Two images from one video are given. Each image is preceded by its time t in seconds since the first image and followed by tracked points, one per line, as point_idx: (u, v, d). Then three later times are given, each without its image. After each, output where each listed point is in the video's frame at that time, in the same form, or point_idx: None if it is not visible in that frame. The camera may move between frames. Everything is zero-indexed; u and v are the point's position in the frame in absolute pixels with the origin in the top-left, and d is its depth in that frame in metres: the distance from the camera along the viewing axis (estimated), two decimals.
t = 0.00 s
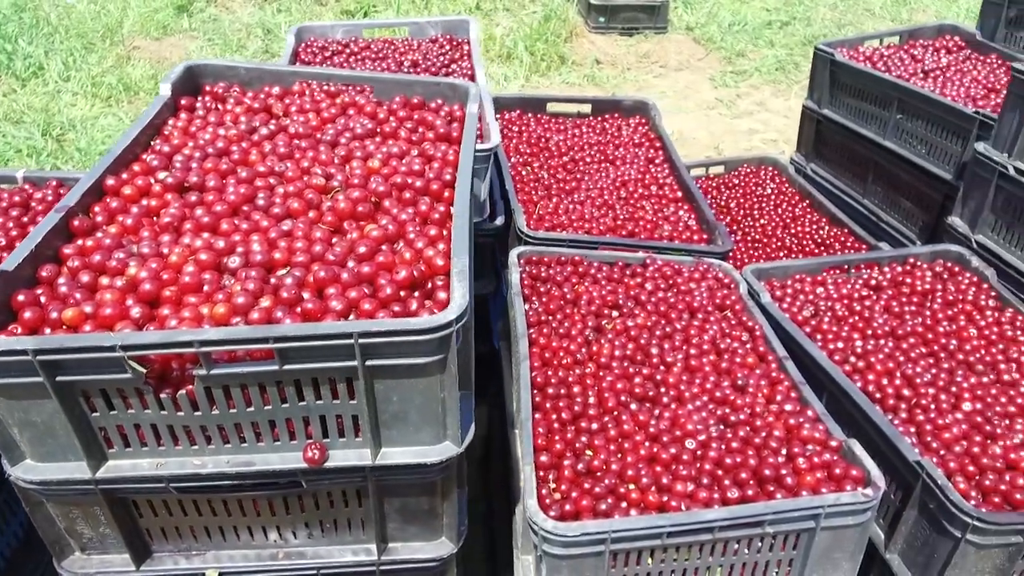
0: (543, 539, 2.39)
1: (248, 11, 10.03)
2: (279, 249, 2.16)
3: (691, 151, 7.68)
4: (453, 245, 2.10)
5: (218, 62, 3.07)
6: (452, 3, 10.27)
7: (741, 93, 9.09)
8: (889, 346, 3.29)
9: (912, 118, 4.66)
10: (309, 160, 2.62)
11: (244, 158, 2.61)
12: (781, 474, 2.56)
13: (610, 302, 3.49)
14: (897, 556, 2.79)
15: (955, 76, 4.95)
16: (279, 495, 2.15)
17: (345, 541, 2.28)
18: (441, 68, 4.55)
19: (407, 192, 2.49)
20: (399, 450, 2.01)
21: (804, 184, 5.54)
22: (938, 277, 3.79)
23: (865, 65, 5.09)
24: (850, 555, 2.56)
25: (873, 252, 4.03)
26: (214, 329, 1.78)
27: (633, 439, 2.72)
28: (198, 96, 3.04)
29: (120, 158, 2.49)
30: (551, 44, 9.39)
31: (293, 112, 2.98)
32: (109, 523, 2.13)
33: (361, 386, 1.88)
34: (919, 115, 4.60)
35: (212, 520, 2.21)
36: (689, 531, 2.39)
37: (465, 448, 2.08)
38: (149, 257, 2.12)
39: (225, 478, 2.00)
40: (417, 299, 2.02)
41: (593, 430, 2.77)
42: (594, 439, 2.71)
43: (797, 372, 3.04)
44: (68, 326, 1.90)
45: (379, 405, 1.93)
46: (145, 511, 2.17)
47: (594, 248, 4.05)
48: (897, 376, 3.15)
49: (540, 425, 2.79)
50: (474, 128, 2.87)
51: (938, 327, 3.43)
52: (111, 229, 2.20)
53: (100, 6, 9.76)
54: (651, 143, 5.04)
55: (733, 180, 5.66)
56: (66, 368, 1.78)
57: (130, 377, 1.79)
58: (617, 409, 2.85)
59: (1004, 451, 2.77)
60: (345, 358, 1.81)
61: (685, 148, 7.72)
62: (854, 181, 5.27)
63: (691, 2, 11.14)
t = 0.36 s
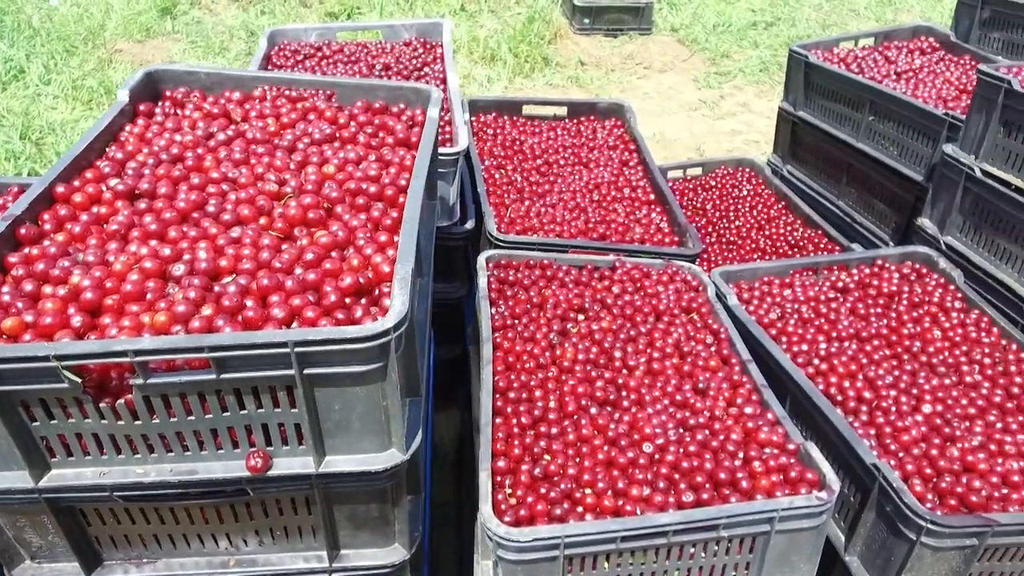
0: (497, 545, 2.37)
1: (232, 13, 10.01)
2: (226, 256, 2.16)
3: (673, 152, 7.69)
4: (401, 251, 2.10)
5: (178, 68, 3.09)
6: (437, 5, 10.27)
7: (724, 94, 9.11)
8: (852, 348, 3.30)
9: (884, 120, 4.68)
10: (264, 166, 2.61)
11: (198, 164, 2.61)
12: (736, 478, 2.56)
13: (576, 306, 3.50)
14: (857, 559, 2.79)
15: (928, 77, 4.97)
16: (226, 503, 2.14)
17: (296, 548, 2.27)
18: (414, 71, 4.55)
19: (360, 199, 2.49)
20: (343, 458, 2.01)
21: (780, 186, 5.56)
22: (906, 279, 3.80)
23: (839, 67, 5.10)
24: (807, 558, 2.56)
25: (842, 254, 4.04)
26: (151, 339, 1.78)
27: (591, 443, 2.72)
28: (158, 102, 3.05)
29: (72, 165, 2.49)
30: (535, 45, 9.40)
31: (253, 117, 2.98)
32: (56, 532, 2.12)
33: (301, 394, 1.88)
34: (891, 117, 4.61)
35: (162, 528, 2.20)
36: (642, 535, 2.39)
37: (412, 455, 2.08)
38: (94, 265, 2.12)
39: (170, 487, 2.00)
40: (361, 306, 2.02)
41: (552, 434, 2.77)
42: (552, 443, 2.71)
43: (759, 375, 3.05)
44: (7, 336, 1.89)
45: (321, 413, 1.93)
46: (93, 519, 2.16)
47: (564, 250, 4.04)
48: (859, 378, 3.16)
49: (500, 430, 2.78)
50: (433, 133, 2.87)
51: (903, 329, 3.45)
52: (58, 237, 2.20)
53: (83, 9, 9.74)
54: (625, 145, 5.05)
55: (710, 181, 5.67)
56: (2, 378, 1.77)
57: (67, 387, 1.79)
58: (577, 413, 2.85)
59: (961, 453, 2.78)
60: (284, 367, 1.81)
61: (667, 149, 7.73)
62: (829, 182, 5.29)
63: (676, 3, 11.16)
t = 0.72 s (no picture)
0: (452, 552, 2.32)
1: (213, 15, 9.96)
2: (171, 263, 2.13)
3: (654, 153, 7.68)
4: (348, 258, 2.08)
5: (136, 71, 3.05)
6: (420, 5, 10.24)
7: (707, 95, 9.12)
8: (818, 350, 3.30)
9: (858, 120, 4.67)
10: (217, 171, 2.59)
11: (150, 170, 2.58)
12: (695, 482, 2.55)
13: (543, 308, 3.47)
14: (820, 563, 2.78)
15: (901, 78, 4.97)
16: (173, 514, 2.11)
17: (247, 558, 2.24)
18: (386, 73, 4.52)
19: (313, 203, 2.46)
20: (287, 467, 1.99)
21: (757, 187, 5.57)
22: (875, 280, 3.80)
23: (813, 67, 5.09)
24: (767, 563, 2.53)
25: (813, 255, 4.04)
26: (84, 349, 1.75)
27: (552, 449, 2.70)
28: (115, 106, 3.01)
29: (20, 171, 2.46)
30: (517, 46, 9.37)
31: (211, 121, 2.95)
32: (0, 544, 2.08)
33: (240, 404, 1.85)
34: (864, 118, 4.61)
35: (109, 539, 2.17)
36: (599, 542, 2.36)
37: (359, 464, 2.06)
38: (36, 273, 2.09)
39: (112, 499, 1.97)
40: (305, 313, 2.00)
41: (512, 440, 2.74)
42: (511, 449, 2.68)
43: (724, 378, 3.04)
44: None
45: (262, 422, 1.90)
46: (38, 531, 2.13)
47: (534, 253, 3.99)
48: (824, 380, 3.15)
49: (460, 435, 2.75)
50: (393, 136, 2.85)
51: (870, 331, 3.45)
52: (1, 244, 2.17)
53: (63, 11, 9.69)
54: (600, 147, 5.04)
55: (687, 183, 5.67)
56: None
57: None
58: (539, 418, 2.83)
59: (923, 455, 2.77)
60: (221, 377, 1.78)
61: (648, 150, 7.72)
62: (805, 183, 5.29)
63: (660, 4, 11.17)
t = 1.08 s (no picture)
0: (398, 569, 2.24)
1: (184, 17, 9.83)
2: (97, 273, 2.05)
3: (629, 153, 7.62)
4: (281, 266, 2.00)
5: (76, 74, 2.95)
6: (395, 5, 10.15)
7: (683, 94, 9.08)
8: (782, 352, 3.25)
9: (826, 119, 4.64)
10: (154, 176, 2.50)
11: (84, 176, 2.49)
12: (650, 491, 2.48)
13: (504, 313, 3.38)
14: (781, 570, 2.73)
15: (870, 76, 4.93)
16: (102, 535, 2.02)
17: None
18: (348, 74, 4.42)
19: (251, 209, 2.38)
20: (217, 486, 1.91)
21: (728, 187, 5.53)
22: (841, 280, 3.75)
23: (782, 66, 5.06)
24: (726, 572, 2.47)
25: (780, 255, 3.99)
26: None
27: (506, 459, 2.62)
28: (54, 111, 2.92)
29: None
30: (492, 46, 9.30)
31: (153, 125, 2.86)
32: None
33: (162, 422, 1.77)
34: (831, 116, 4.57)
35: (36, 563, 2.07)
36: (551, 555, 2.29)
37: (293, 480, 1.98)
38: None
39: (32, 521, 1.88)
40: (234, 325, 1.92)
41: (466, 450, 2.66)
42: (464, 459, 2.61)
43: (686, 382, 2.99)
44: None
45: (188, 440, 1.82)
46: None
47: (499, 256, 3.92)
48: (787, 383, 3.10)
49: (413, 446, 2.67)
50: (341, 139, 2.77)
51: (834, 332, 3.40)
52: None
53: (30, 13, 9.53)
54: (568, 147, 4.98)
55: (658, 182, 5.63)
56: None
57: None
58: (494, 427, 2.75)
59: (884, 459, 2.73)
60: (139, 394, 1.70)
61: (623, 150, 7.66)
62: (775, 182, 5.26)
63: (637, 3, 11.15)
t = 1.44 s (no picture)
0: None
1: (161, 18, 9.71)
2: (25, 287, 1.96)
3: (610, 153, 7.55)
4: (215, 278, 1.92)
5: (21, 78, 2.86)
6: (375, 6, 10.05)
7: (666, 93, 9.02)
8: (753, 358, 3.18)
9: (802, 118, 4.58)
10: (95, 184, 2.41)
11: (22, 184, 2.40)
12: (612, 505, 2.40)
13: (470, 320, 3.29)
14: None
15: (847, 75, 4.87)
16: (30, 561, 1.92)
17: None
18: (315, 75, 4.32)
19: (193, 217, 2.29)
20: (147, 510, 1.82)
21: (706, 188, 5.47)
22: (816, 283, 3.68)
23: (759, 65, 5.00)
24: None
25: (755, 257, 3.93)
26: None
27: (465, 472, 2.53)
28: None
29: None
30: (472, 47, 9.18)
31: (100, 130, 2.77)
32: None
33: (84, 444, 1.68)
34: (807, 115, 4.51)
35: None
36: (508, 574, 2.19)
37: (230, 502, 1.90)
38: None
39: None
40: (165, 341, 1.83)
41: (425, 464, 2.57)
42: (421, 474, 2.51)
43: (654, 390, 2.91)
44: None
45: (113, 463, 1.73)
46: None
47: (469, 261, 3.84)
48: (757, 390, 3.03)
49: (369, 460, 2.58)
50: (294, 143, 2.69)
51: (807, 336, 3.33)
52: None
53: (4, 16, 9.41)
54: (543, 149, 4.90)
55: (636, 184, 5.57)
56: None
57: None
58: (454, 439, 2.66)
59: (855, 468, 2.66)
60: (57, 416, 1.61)
61: (604, 151, 7.59)
62: (754, 183, 5.20)
63: (620, 3, 11.09)
